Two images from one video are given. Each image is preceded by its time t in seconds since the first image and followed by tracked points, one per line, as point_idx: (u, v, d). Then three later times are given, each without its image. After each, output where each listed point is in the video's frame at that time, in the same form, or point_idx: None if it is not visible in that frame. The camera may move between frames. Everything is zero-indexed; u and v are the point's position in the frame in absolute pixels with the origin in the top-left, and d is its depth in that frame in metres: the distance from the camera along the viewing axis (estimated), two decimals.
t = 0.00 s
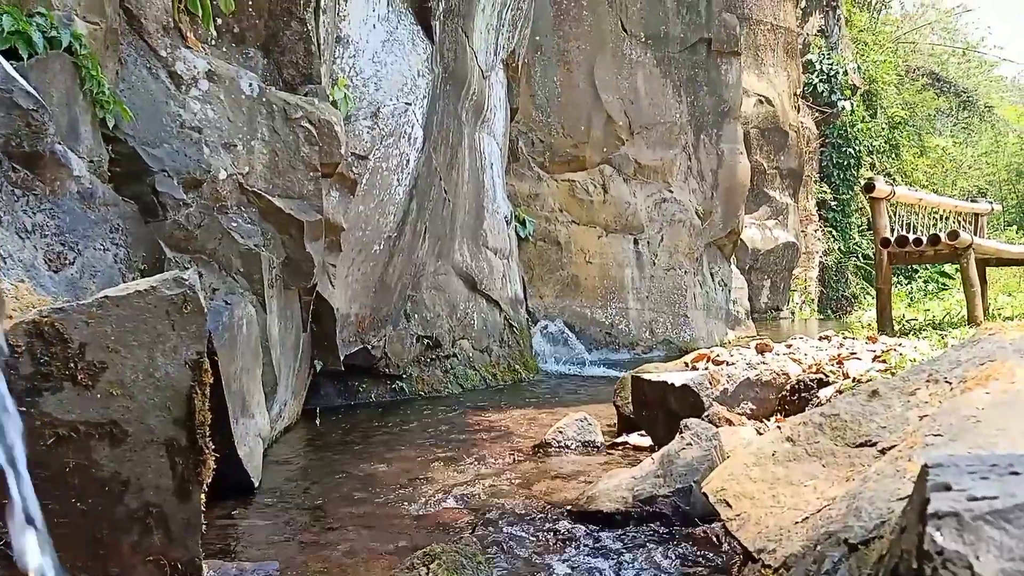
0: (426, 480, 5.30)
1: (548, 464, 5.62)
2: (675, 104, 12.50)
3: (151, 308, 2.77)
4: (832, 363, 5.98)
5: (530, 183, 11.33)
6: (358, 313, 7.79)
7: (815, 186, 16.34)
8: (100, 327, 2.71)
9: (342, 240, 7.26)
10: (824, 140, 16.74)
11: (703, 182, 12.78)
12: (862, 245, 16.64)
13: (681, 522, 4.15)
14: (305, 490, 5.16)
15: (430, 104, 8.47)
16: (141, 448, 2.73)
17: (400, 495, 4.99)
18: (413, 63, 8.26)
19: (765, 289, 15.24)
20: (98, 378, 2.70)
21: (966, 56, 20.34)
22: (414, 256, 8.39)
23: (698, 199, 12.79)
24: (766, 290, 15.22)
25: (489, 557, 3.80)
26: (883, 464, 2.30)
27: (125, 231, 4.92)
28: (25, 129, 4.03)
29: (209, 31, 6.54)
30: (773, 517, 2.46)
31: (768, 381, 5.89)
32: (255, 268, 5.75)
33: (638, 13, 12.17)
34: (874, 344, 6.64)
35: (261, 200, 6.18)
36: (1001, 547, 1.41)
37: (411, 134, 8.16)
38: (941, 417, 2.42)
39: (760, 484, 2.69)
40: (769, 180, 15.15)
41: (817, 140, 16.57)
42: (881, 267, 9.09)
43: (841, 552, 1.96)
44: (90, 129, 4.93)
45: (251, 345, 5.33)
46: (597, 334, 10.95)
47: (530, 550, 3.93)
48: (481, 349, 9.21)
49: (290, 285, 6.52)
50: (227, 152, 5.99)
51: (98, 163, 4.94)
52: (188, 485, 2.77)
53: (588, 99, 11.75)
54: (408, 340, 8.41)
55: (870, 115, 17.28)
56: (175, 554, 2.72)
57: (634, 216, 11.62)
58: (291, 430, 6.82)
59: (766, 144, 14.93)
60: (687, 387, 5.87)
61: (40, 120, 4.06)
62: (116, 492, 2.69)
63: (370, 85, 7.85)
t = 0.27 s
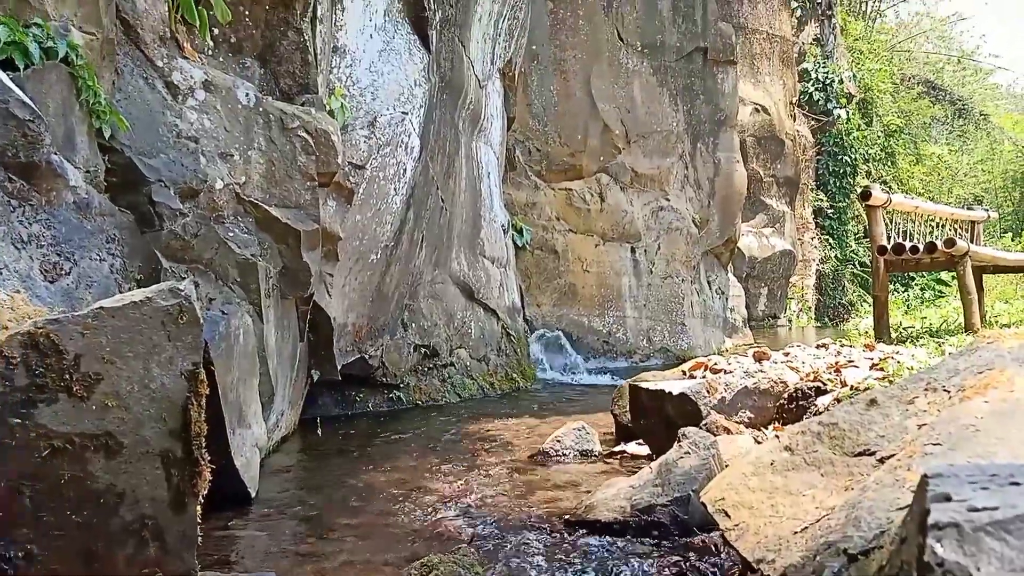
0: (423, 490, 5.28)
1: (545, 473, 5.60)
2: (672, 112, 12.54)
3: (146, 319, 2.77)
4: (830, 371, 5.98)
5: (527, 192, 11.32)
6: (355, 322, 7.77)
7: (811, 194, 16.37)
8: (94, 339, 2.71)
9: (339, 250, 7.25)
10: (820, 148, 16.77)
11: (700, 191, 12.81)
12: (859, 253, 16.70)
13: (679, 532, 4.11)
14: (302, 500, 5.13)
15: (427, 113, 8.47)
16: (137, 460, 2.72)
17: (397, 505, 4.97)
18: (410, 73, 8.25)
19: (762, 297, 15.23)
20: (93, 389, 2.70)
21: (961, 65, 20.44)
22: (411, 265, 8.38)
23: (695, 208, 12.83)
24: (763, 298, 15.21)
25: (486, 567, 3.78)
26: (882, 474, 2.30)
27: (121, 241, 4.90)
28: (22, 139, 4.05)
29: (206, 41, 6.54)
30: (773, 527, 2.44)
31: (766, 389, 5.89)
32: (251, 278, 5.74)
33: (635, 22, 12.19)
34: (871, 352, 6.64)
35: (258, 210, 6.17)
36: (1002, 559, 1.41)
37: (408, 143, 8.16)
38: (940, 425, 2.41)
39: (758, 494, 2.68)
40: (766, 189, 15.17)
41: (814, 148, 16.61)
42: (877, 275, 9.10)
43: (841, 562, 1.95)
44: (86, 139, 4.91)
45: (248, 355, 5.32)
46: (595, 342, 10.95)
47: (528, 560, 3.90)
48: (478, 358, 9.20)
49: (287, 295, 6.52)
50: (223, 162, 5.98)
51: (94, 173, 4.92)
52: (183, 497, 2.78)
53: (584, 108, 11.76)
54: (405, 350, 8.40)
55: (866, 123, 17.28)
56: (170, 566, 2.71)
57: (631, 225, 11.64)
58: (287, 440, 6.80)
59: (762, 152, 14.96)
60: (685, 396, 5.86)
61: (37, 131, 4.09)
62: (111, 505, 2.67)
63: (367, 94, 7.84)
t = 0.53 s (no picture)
0: (421, 501, 5.26)
1: (544, 483, 5.58)
2: (668, 121, 12.59)
3: (141, 332, 2.80)
4: (828, 380, 5.98)
5: (524, 201, 11.31)
6: (352, 333, 7.76)
7: (808, 201, 16.40)
8: (89, 354, 2.74)
9: (336, 260, 7.24)
10: (816, 156, 16.81)
11: (696, 199, 12.84)
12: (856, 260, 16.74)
13: (678, 542, 4.10)
14: (299, 512, 5.11)
15: (423, 124, 8.49)
16: (132, 475, 2.74)
17: (395, 516, 4.95)
18: (407, 83, 8.26)
19: (759, 305, 15.19)
20: (88, 404, 2.72)
21: (955, 73, 20.56)
22: (408, 275, 8.38)
23: (692, 216, 12.84)
24: (761, 306, 15.20)
25: None
26: (881, 485, 2.29)
27: (117, 252, 4.89)
28: (18, 151, 4.08)
29: (202, 53, 6.54)
30: (772, 538, 2.44)
31: (765, 398, 5.87)
32: (248, 289, 5.73)
33: (630, 32, 12.25)
34: (869, 360, 6.64)
35: (254, 221, 6.16)
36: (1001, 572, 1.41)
37: (404, 153, 8.16)
38: (938, 436, 2.41)
39: (756, 504, 2.68)
40: (762, 197, 15.19)
41: (810, 156, 16.64)
42: (874, 282, 9.10)
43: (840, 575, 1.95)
44: (82, 151, 4.90)
45: (245, 367, 5.30)
46: (593, 351, 10.94)
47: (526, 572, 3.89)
48: (476, 368, 9.19)
49: (284, 305, 6.53)
50: (220, 174, 5.98)
51: (90, 186, 4.90)
52: (179, 512, 2.79)
53: (581, 117, 11.76)
54: (403, 360, 8.38)
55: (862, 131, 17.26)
56: None
57: (627, 234, 11.66)
58: (285, 451, 6.77)
59: (759, 160, 14.99)
60: (683, 405, 5.84)
61: (32, 142, 4.12)
62: (106, 520, 2.70)
63: (363, 104, 7.82)
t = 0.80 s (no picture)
0: (420, 517, 5.23)
1: (543, 497, 5.56)
2: (663, 133, 12.63)
3: (136, 351, 2.80)
4: (826, 391, 5.98)
5: (520, 213, 11.31)
6: (349, 348, 7.74)
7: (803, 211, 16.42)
8: (83, 374, 2.73)
9: (333, 275, 7.23)
10: (812, 167, 16.86)
11: (692, 211, 12.88)
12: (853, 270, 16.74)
13: (678, 556, 4.10)
14: (297, 529, 5.08)
15: (419, 138, 8.48)
16: (127, 495, 2.74)
17: (394, 532, 4.92)
18: (402, 97, 8.28)
19: (757, 316, 15.15)
20: (83, 424, 2.71)
21: (948, 83, 20.68)
22: (405, 289, 8.36)
23: (689, 228, 12.86)
24: (758, 317, 15.17)
25: None
26: (881, 500, 2.28)
27: (112, 269, 4.87)
28: (13, 170, 4.06)
29: (198, 70, 6.54)
30: (773, 554, 2.42)
31: (763, 410, 5.88)
32: (244, 305, 5.71)
33: (625, 45, 12.32)
34: (868, 370, 6.64)
35: (250, 236, 6.15)
36: None
37: (400, 168, 8.16)
38: (937, 449, 2.40)
39: (755, 519, 2.67)
40: (759, 208, 15.21)
41: (805, 166, 16.69)
42: (871, 292, 9.12)
43: None
44: (77, 169, 4.89)
45: (241, 384, 5.28)
46: (591, 364, 10.92)
47: None
48: (474, 381, 9.17)
49: (280, 320, 6.50)
50: (216, 190, 5.98)
51: (85, 204, 4.88)
52: (175, 532, 2.78)
53: (576, 130, 11.78)
54: (400, 374, 8.36)
55: (857, 141, 17.38)
56: None
57: (624, 246, 11.66)
58: (282, 467, 6.74)
59: (754, 172, 15.03)
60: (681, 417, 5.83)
61: (27, 160, 4.10)
62: (101, 541, 2.70)
63: (359, 120, 7.87)
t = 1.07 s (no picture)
0: (419, 536, 5.20)
1: (542, 515, 5.53)
2: (659, 148, 12.68)
3: (131, 375, 2.84)
4: (825, 404, 5.96)
5: (517, 229, 11.30)
6: (347, 366, 7.71)
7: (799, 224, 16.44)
8: (78, 400, 2.78)
9: (329, 293, 7.21)
10: (807, 179, 16.91)
11: (689, 225, 12.95)
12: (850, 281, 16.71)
13: (679, 573, 4.05)
14: (295, 550, 5.04)
15: (415, 156, 8.48)
16: (123, 521, 2.78)
17: (393, 552, 4.89)
18: (397, 115, 8.29)
19: (755, 329, 15.12)
20: (78, 450, 2.77)
21: (941, 95, 20.82)
22: (402, 306, 8.34)
23: (685, 241, 12.91)
24: (756, 330, 15.13)
25: None
26: (883, 518, 2.26)
27: (108, 290, 4.86)
28: (8, 194, 4.07)
29: (193, 90, 6.56)
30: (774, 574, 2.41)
31: (762, 424, 5.85)
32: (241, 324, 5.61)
33: (618, 61, 12.38)
34: (867, 383, 6.62)
35: (247, 256, 6.13)
36: None
37: (397, 185, 8.15)
38: (938, 466, 2.39)
39: (755, 538, 2.66)
40: (755, 221, 15.23)
41: (800, 179, 16.74)
42: (868, 304, 9.12)
43: None
44: (73, 191, 4.89)
45: (238, 404, 5.25)
46: (589, 379, 10.89)
47: None
48: (472, 398, 9.15)
49: (278, 339, 6.45)
50: (212, 210, 5.98)
51: (81, 226, 4.89)
52: (171, 557, 2.83)
53: (571, 146, 11.79)
54: (398, 392, 8.33)
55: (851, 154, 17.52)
56: None
57: (621, 260, 11.68)
58: (280, 487, 6.69)
59: (750, 185, 15.07)
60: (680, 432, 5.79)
61: (22, 183, 4.11)
62: (97, 567, 2.74)
63: (354, 138, 7.89)
